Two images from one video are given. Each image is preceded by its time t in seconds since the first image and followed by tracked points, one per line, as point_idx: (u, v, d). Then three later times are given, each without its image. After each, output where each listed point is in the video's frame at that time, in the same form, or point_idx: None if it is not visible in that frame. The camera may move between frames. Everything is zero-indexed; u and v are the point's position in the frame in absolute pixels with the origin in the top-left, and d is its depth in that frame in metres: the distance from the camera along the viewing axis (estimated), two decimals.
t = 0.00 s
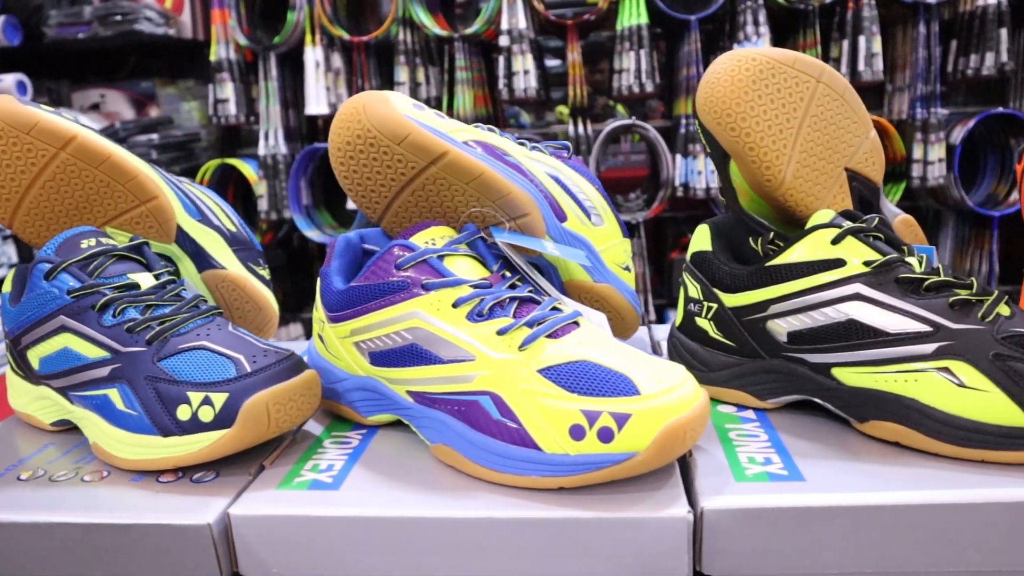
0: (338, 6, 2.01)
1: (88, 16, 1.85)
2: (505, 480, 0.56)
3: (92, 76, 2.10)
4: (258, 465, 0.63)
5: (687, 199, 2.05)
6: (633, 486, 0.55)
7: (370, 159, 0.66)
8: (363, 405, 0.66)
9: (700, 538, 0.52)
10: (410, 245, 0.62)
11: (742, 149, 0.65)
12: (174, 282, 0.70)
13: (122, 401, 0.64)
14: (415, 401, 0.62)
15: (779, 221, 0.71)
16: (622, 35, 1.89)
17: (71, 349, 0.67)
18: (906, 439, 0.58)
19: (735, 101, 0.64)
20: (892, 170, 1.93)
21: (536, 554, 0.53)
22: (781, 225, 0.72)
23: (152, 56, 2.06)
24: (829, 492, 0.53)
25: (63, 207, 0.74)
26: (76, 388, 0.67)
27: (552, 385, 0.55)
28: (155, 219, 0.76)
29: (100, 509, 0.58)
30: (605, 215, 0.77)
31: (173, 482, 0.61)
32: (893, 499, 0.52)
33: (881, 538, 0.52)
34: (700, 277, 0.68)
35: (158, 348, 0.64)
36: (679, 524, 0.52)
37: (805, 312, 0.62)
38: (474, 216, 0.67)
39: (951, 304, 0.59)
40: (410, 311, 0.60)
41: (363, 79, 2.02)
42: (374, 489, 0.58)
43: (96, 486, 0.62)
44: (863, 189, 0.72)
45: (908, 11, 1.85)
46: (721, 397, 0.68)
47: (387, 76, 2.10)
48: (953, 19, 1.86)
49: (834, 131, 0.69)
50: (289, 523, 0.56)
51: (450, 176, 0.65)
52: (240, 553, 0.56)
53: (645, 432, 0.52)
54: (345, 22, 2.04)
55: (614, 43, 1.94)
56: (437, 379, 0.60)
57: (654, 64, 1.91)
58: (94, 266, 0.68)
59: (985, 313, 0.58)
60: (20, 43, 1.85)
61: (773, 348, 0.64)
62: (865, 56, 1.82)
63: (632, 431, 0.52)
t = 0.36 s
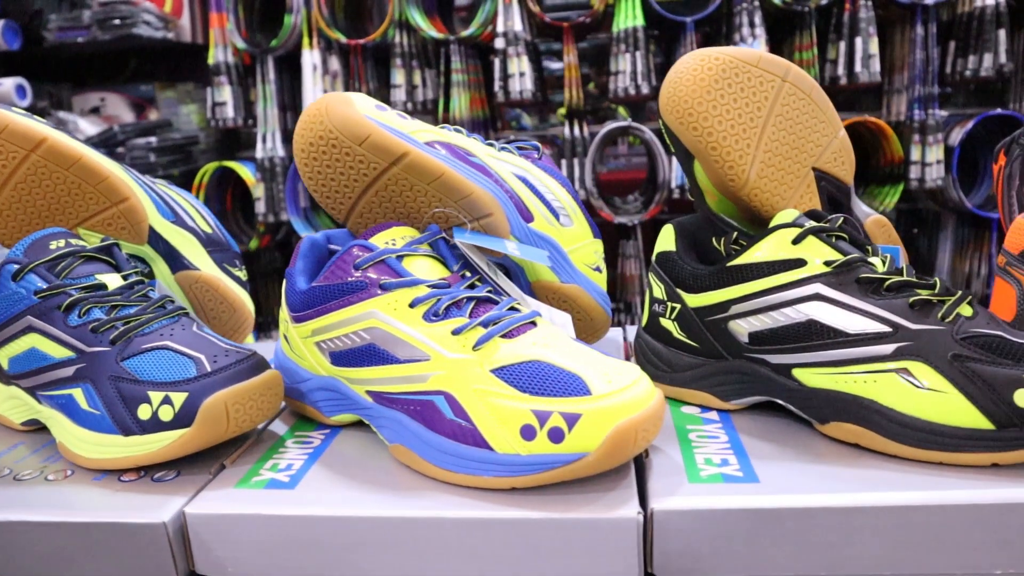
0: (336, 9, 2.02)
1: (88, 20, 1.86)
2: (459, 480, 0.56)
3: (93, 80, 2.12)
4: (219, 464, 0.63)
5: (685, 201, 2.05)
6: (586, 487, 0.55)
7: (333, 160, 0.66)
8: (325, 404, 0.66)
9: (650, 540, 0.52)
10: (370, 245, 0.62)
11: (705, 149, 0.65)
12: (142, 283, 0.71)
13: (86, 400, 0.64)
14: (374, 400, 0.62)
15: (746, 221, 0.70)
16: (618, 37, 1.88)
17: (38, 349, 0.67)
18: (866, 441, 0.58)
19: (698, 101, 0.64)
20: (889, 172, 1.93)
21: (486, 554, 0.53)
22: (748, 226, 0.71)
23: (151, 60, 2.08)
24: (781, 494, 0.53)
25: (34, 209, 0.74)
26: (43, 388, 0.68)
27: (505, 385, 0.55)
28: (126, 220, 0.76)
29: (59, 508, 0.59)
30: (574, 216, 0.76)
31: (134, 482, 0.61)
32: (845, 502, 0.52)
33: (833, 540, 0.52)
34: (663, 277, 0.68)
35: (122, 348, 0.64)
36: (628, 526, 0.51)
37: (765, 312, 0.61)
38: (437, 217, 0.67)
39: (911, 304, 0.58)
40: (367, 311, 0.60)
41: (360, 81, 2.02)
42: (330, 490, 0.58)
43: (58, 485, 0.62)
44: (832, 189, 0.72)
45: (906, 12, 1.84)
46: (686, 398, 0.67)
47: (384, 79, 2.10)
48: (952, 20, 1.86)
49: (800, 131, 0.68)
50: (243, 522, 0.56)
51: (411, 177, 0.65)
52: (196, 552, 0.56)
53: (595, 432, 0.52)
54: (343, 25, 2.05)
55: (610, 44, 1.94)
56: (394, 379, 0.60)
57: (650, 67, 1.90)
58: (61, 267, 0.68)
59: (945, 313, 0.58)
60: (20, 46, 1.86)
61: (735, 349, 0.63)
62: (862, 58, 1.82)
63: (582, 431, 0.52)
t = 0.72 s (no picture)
0: (333, 7, 2.02)
1: (85, 19, 1.86)
2: (419, 481, 0.56)
3: (92, 78, 2.12)
4: (186, 465, 0.63)
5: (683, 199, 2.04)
6: (546, 489, 0.55)
7: (301, 160, 0.66)
8: (294, 405, 0.66)
9: (608, 542, 0.52)
10: (335, 246, 0.62)
11: (673, 148, 0.64)
12: (114, 283, 0.71)
13: (54, 400, 0.64)
14: (339, 401, 0.62)
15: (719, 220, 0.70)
16: (615, 34, 1.87)
17: (9, 349, 0.67)
18: (832, 443, 0.57)
19: (665, 99, 0.63)
20: (886, 169, 1.92)
21: (443, 556, 0.53)
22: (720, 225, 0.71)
23: (150, 58, 2.08)
24: (740, 496, 0.53)
25: (7, 208, 0.73)
26: (14, 388, 0.68)
27: (464, 386, 0.55)
28: (102, 222, 0.76)
29: (24, 507, 0.59)
30: (548, 215, 0.76)
31: (100, 481, 0.62)
32: (804, 504, 0.51)
33: (792, 544, 0.51)
34: (632, 277, 0.67)
35: (90, 348, 0.64)
36: (585, 529, 0.51)
37: (732, 313, 0.61)
38: (406, 217, 0.67)
39: (877, 305, 0.57)
40: (332, 312, 0.61)
41: (357, 79, 2.02)
42: (292, 490, 0.58)
43: (26, 485, 0.63)
44: (808, 188, 0.71)
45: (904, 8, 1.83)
46: (655, 399, 0.66)
47: (380, 77, 2.10)
48: (952, 16, 1.85)
49: (773, 130, 0.68)
50: (204, 522, 0.56)
51: (378, 177, 0.65)
52: (157, 553, 0.57)
53: (552, 434, 0.52)
54: (341, 23, 2.05)
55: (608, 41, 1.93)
56: (357, 379, 0.60)
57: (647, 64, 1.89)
58: (32, 267, 0.68)
59: (911, 313, 0.57)
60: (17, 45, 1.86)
61: (703, 350, 0.63)
62: (860, 54, 1.82)
63: (539, 433, 0.52)
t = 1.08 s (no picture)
0: (318, 8, 2.01)
1: (69, 19, 1.86)
2: (365, 482, 0.56)
3: (77, 78, 2.12)
4: (137, 465, 0.63)
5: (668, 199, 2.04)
6: (491, 489, 0.55)
7: (254, 161, 0.66)
8: (248, 405, 0.66)
9: (551, 543, 0.52)
10: (285, 245, 0.62)
11: (626, 147, 0.64)
12: (70, 284, 0.71)
13: (4, 402, 0.64)
14: (290, 401, 0.62)
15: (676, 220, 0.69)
16: (599, 34, 1.87)
17: None
18: (780, 443, 0.57)
19: (618, 97, 0.63)
20: (870, 168, 1.92)
21: (387, 556, 0.53)
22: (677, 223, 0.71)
23: (135, 59, 2.07)
24: (684, 496, 0.52)
25: None
26: None
27: (408, 386, 0.55)
28: (62, 223, 0.76)
29: None
30: (508, 214, 0.76)
31: (50, 482, 0.61)
32: (748, 504, 0.51)
33: (736, 544, 0.51)
34: (586, 277, 0.67)
35: (41, 349, 0.64)
36: (527, 529, 0.51)
37: (682, 313, 0.60)
38: (360, 216, 0.67)
39: (826, 304, 0.57)
40: (281, 312, 0.61)
41: (342, 79, 2.02)
42: (239, 491, 0.58)
43: None
44: (765, 187, 0.71)
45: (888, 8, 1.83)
46: (610, 399, 0.66)
47: (365, 77, 2.10)
48: (935, 17, 1.85)
49: (727, 128, 0.68)
50: (149, 523, 0.55)
51: (331, 177, 0.65)
52: (103, 554, 0.56)
53: (493, 434, 0.51)
54: (326, 24, 2.05)
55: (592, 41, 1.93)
56: (306, 379, 0.60)
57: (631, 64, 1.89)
58: None
59: (859, 312, 0.56)
60: None
61: (655, 349, 0.62)
62: (843, 54, 1.82)
63: (481, 433, 0.52)
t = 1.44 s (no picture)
0: (307, 6, 2.01)
1: (56, 17, 1.86)
2: (322, 482, 0.56)
3: (66, 76, 2.12)
4: (101, 465, 0.63)
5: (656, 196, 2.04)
6: (445, 490, 0.55)
7: (218, 164, 0.66)
8: (213, 405, 0.67)
9: (501, 542, 0.52)
10: (246, 248, 0.63)
11: (586, 149, 0.64)
12: (39, 285, 0.72)
13: None
14: (252, 402, 0.62)
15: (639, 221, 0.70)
16: (587, 32, 1.87)
17: None
18: (734, 443, 0.57)
19: (577, 99, 0.63)
20: (858, 165, 1.93)
21: (341, 556, 0.53)
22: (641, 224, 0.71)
23: (124, 57, 2.07)
24: (636, 497, 0.53)
25: None
26: None
27: (364, 387, 0.56)
28: (32, 223, 0.76)
29: None
30: (475, 215, 0.77)
31: (14, 482, 0.62)
32: (696, 505, 0.52)
33: (684, 544, 0.51)
34: (548, 277, 0.67)
35: (7, 351, 0.64)
36: (477, 528, 0.51)
37: (639, 314, 0.61)
38: (324, 218, 0.68)
39: (780, 305, 0.57)
40: (242, 313, 0.61)
41: (330, 77, 2.02)
42: (199, 491, 0.58)
43: None
44: (729, 187, 0.71)
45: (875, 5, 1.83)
46: (573, 400, 0.66)
47: (354, 75, 2.10)
48: (923, 14, 1.86)
49: (689, 130, 0.68)
50: (109, 523, 0.56)
51: (293, 179, 0.65)
52: (64, 552, 0.57)
53: (446, 435, 0.52)
54: (315, 21, 2.05)
55: (581, 38, 1.93)
56: (267, 380, 0.61)
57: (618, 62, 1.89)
58: None
59: (813, 313, 0.56)
60: None
61: (613, 349, 0.63)
62: (831, 51, 1.82)
63: (434, 434, 0.52)
